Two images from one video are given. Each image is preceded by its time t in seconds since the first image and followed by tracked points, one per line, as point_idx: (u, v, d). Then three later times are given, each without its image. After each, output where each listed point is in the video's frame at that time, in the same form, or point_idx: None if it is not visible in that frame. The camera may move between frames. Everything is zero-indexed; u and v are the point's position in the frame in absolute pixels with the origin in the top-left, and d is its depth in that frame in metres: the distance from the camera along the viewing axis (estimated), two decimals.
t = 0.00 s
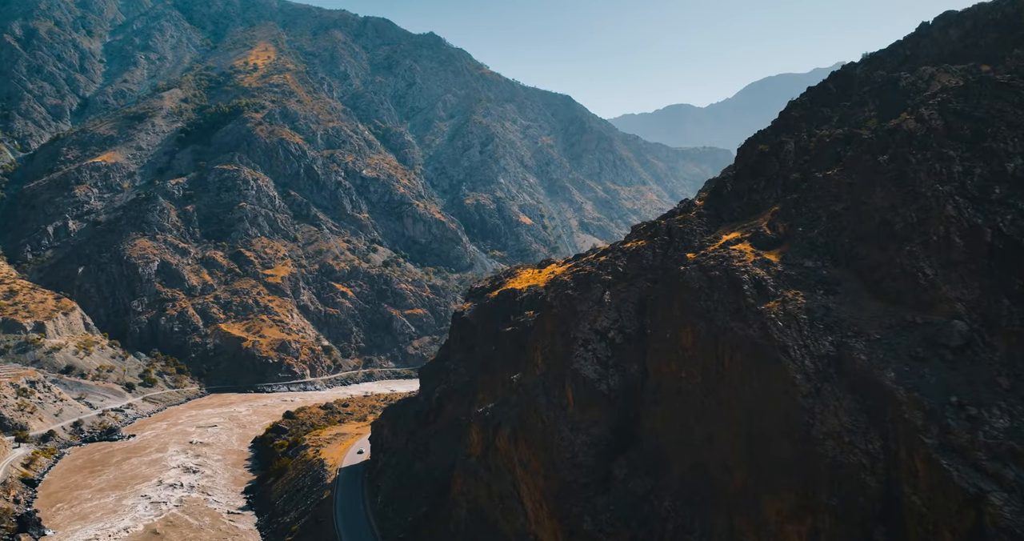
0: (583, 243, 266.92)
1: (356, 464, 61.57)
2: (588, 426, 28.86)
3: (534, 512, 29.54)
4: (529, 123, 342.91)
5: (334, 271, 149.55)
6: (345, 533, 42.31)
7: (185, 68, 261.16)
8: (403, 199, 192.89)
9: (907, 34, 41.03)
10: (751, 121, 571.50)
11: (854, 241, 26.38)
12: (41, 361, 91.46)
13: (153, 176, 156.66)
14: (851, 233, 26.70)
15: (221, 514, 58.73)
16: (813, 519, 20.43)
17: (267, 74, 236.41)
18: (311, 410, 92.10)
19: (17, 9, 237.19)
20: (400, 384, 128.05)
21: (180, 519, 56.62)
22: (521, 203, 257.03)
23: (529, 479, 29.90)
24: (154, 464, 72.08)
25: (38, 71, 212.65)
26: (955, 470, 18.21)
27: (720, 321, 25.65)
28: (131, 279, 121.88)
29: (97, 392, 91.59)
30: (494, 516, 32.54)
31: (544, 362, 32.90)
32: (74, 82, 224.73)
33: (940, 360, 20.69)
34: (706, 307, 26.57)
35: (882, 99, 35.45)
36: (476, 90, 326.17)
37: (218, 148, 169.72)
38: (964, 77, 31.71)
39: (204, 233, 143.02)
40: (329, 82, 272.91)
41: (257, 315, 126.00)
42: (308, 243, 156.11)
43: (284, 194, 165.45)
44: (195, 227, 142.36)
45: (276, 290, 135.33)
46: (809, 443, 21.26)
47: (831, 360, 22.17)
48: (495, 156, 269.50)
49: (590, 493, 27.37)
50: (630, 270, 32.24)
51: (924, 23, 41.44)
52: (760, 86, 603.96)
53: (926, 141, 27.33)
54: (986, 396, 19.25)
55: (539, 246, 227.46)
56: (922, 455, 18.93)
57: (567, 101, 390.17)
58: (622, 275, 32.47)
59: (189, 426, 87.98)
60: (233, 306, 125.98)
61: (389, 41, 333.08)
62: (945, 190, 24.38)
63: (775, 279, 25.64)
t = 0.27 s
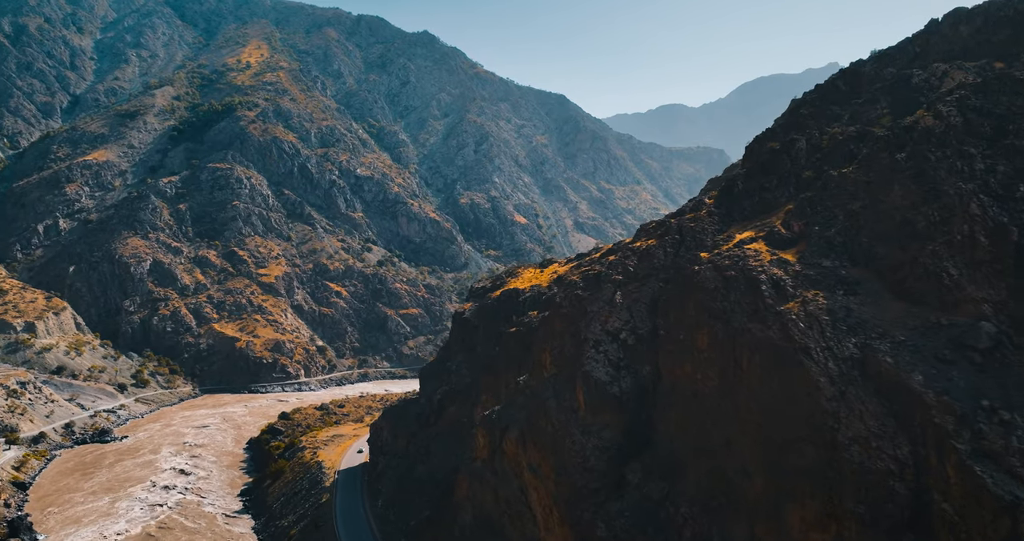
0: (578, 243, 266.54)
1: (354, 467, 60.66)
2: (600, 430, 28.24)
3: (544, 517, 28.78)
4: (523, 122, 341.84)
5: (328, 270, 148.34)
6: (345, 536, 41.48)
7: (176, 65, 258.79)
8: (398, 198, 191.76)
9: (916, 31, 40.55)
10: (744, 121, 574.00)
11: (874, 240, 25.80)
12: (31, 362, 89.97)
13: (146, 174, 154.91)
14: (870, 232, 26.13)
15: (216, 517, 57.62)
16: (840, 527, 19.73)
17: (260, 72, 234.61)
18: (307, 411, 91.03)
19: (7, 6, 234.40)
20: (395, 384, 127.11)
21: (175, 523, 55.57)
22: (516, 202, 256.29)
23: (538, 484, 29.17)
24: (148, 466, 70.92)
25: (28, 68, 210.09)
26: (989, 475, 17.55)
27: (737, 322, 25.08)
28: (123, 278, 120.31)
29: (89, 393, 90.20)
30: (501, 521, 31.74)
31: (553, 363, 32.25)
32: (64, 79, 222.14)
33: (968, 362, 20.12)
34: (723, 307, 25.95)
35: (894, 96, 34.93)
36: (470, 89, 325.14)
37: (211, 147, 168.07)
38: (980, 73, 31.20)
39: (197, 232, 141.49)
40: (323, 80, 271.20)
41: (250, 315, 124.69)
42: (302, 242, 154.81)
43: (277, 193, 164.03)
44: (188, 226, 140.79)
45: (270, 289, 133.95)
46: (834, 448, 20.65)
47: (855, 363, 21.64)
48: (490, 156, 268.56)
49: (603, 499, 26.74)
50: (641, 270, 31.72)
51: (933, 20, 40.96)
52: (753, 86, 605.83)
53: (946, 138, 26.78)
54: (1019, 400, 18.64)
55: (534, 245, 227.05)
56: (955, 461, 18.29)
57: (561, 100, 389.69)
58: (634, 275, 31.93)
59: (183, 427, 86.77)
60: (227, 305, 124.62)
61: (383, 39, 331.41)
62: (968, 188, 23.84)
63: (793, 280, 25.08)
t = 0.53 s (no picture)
0: (575, 243, 266.02)
1: (354, 469, 59.97)
2: (611, 433, 27.72)
3: (553, 522, 28.07)
4: (520, 122, 340.91)
5: (324, 270, 147.32)
6: None
7: (171, 64, 256.97)
8: (394, 198, 190.80)
9: (925, 29, 40.03)
10: (740, 121, 574.96)
11: (893, 240, 25.21)
12: (25, 362, 88.81)
13: (140, 173, 153.57)
14: (887, 231, 25.61)
15: (214, 521, 56.76)
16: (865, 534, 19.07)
17: (255, 71, 233.29)
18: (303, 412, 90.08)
19: None
20: (392, 385, 126.24)
21: (172, 526, 54.71)
22: (513, 202, 255.50)
23: (547, 489, 28.47)
24: (143, 468, 69.97)
25: (21, 66, 208.26)
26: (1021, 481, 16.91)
27: (754, 323, 24.59)
28: (117, 278, 119.12)
29: (83, 394, 89.11)
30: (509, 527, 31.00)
31: (562, 365, 31.80)
32: (57, 77, 220.31)
33: (995, 364, 19.52)
34: (738, 308, 25.48)
35: (906, 94, 34.38)
36: (466, 89, 324.30)
37: (206, 146, 166.83)
38: (995, 70, 30.65)
39: (192, 232, 140.27)
40: (319, 79, 269.84)
41: (246, 315, 123.62)
42: (298, 242, 153.78)
43: (273, 192, 162.86)
44: (183, 225, 139.57)
45: (265, 289, 132.84)
46: (857, 451, 20.05)
47: (876, 364, 21.17)
48: (486, 155, 267.72)
49: (615, 503, 26.10)
50: (652, 270, 31.30)
51: (942, 17, 40.42)
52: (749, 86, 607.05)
53: (964, 136, 26.22)
54: None
55: (530, 245, 226.32)
56: (984, 466, 17.67)
57: (558, 100, 389.15)
58: (644, 276, 31.52)
59: (178, 429, 85.77)
60: (222, 305, 123.51)
61: (378, 38, 330.18)
62: (989, 187, 23.30)
63: (812, 280, 24.60)
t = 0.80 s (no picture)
0: (571, 242, 265.42)
1: (355, 472, 59.17)
2: (627, 437, 27.07)
3: (565, 529, 27.33)
4: (516, 121, 339.85)
5: (320, 270, 146.22)
6: None
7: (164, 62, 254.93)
8: (390, 197, 189.76)
9: (937, 25, 39.47)
10: (735, 121, 576.09)
11: (918, 238, 24.56)
12: (17, 363, 87.49)
13: (134, 172, 152.08)
14: (910, 230, 24.99)
15: (212, 524, 55.78)
16: None
17: (250, 69, 231.70)
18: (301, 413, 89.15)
19: None
20: (390, 385, 125.34)
21: (169, 530, 53.75)
22: (509, 201, 254.53)
23: (560, 494, 27.75)
24: (139, 470, 68.90)
25: (13, 64, 206.23)
26: None
27: (776, 324, 23.97)
28: (111, 278, 117.77)
29: (77, 395, 87.87)
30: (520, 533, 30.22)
31: (575, 367, 31.16)
32: (50, 75, 218.21)
33: None
34: (758, 308, 24.86)
35: (921, 90, 33.80)
36: (462, 88, 323.24)
37: (201, 145, 165.45)
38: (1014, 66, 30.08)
39: (187, 231, 138.90)
40: (314, 78, 268.25)
41: (242, 315, 122.47)
42: (294, 241, 152.63)
43: (268, 191, 161.54)
44: (178, 224, 138.21)
45: (261, 289, 131.60)
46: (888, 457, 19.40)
47: (906, 367, 20.60)
48: (483, 154, 266.76)
49: (631, 509, 25.40)
50: (667, 270, 30.76)
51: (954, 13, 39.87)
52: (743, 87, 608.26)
53: (988, 132, 25.60)
54: None
55: (527, 245, 225.67)
56: None
57: (554, 100, 388.47)
58: (659, 276, 30.95)
59: (174, 430, 84.66)
60: (218, 305, 122.28)
61: (374, 37, 328.59)
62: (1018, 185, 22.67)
63: (834, 280, 24.04)
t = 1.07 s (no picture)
0: (568, 242, 264.84)
1: (356, 474, 58.32)
2: (643, 441, 26.38)
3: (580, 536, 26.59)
4: (511, 120, 338.76)
5: (316, 270, 145.07)
6: None
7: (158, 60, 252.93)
8: (386, 197, 188.68)
9: (950, 22, 38.89)
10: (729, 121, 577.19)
11: (943, 238, 23.92)
12: (10, 364, 86.10)
13: (128, 172, 150.54)
14: (935, 229, 24.37)
15: (210, 528, 54.81)
16: None
17: (244, 68, 230.16)
18: (298, 414, 88.13)
19: None
20: (386, 386, 124.39)
21: (166, 534, 52.78)
22: (505, 201, 253.64)
23: (575, 501, 27.02)
24: (135, 473, 67.78)
25: (4, 62, 204.25)
26: None
27: (799, 325, 23.37)
28: (105, 278, 116.36)
29: (70, 397, 86.58)
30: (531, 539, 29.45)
31: (587, 369, 30.55)
32: (42, 73, 216.21)
33: None
34: (780, 309, 24.28)
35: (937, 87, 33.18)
36: (458, 87, 322.17)
37: (195, 144, 163.99)
38: None
39: (181, 231, 137.52)
40: (309, 77, 266.71)
41: (237, 315, 121.29)
42: (289, 241, 151.46)
43: (263, 191, 160.20)
44: (172, 224, 136.80)
45: (257, 289, 130.36)
46: (923, 462, 18.73)
47: (938, 369, 20.05)
48: (479, 154, 265.86)
49: (650, 516, 24.70)
50: (683, 270, 30.21)
51: (966, 10, 39.29)
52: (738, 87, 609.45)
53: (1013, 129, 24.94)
54: None
55: (523, 245, 224.98)
56: None
57: (549, 99, 387.70)
58: (674, 276, 30.37)
59: (169, 432, 83.51)
60: (213, 306, 121.02)
61: (369, 36, 327.10)
62: None
63: (859, 280, 23.46)
